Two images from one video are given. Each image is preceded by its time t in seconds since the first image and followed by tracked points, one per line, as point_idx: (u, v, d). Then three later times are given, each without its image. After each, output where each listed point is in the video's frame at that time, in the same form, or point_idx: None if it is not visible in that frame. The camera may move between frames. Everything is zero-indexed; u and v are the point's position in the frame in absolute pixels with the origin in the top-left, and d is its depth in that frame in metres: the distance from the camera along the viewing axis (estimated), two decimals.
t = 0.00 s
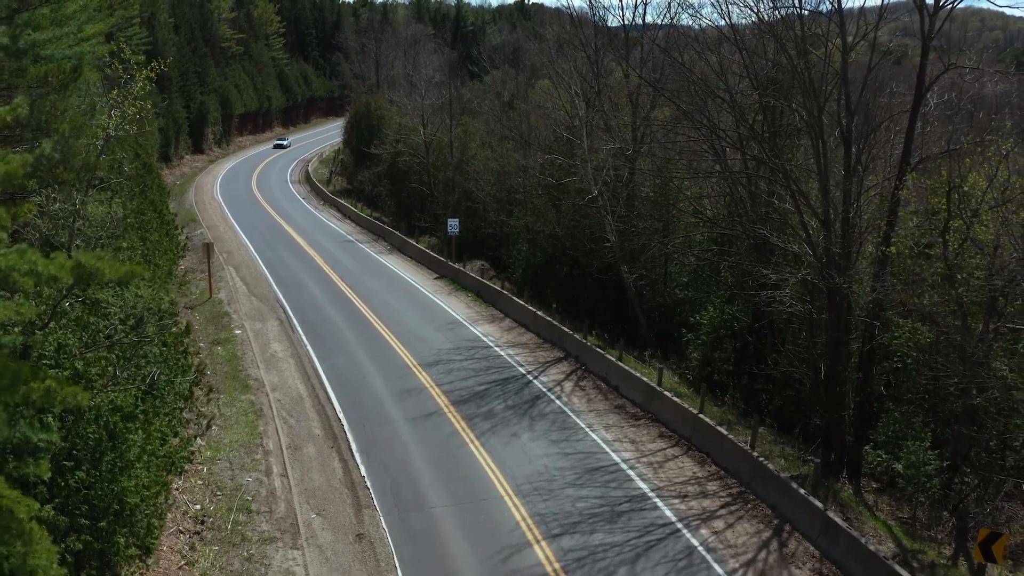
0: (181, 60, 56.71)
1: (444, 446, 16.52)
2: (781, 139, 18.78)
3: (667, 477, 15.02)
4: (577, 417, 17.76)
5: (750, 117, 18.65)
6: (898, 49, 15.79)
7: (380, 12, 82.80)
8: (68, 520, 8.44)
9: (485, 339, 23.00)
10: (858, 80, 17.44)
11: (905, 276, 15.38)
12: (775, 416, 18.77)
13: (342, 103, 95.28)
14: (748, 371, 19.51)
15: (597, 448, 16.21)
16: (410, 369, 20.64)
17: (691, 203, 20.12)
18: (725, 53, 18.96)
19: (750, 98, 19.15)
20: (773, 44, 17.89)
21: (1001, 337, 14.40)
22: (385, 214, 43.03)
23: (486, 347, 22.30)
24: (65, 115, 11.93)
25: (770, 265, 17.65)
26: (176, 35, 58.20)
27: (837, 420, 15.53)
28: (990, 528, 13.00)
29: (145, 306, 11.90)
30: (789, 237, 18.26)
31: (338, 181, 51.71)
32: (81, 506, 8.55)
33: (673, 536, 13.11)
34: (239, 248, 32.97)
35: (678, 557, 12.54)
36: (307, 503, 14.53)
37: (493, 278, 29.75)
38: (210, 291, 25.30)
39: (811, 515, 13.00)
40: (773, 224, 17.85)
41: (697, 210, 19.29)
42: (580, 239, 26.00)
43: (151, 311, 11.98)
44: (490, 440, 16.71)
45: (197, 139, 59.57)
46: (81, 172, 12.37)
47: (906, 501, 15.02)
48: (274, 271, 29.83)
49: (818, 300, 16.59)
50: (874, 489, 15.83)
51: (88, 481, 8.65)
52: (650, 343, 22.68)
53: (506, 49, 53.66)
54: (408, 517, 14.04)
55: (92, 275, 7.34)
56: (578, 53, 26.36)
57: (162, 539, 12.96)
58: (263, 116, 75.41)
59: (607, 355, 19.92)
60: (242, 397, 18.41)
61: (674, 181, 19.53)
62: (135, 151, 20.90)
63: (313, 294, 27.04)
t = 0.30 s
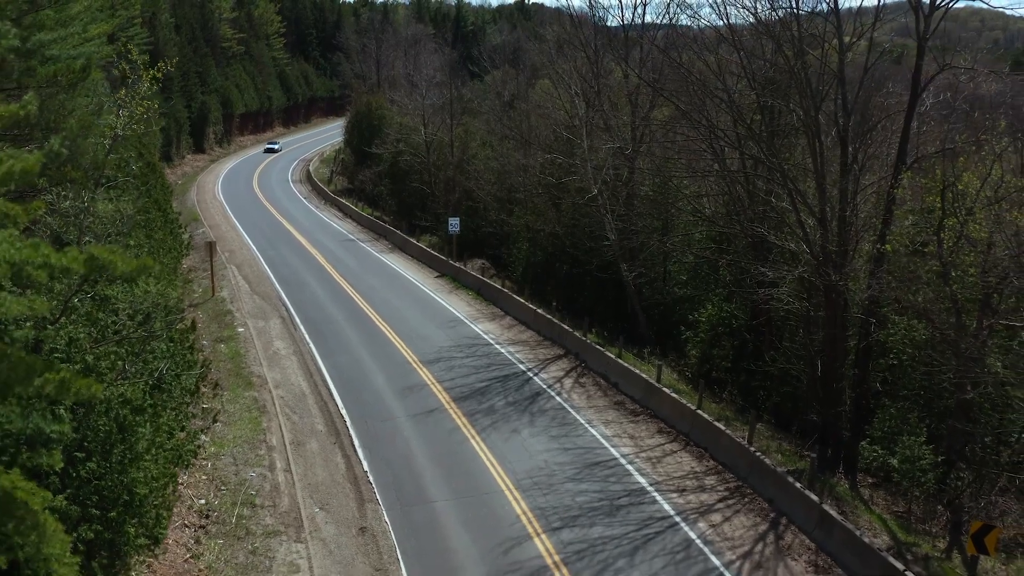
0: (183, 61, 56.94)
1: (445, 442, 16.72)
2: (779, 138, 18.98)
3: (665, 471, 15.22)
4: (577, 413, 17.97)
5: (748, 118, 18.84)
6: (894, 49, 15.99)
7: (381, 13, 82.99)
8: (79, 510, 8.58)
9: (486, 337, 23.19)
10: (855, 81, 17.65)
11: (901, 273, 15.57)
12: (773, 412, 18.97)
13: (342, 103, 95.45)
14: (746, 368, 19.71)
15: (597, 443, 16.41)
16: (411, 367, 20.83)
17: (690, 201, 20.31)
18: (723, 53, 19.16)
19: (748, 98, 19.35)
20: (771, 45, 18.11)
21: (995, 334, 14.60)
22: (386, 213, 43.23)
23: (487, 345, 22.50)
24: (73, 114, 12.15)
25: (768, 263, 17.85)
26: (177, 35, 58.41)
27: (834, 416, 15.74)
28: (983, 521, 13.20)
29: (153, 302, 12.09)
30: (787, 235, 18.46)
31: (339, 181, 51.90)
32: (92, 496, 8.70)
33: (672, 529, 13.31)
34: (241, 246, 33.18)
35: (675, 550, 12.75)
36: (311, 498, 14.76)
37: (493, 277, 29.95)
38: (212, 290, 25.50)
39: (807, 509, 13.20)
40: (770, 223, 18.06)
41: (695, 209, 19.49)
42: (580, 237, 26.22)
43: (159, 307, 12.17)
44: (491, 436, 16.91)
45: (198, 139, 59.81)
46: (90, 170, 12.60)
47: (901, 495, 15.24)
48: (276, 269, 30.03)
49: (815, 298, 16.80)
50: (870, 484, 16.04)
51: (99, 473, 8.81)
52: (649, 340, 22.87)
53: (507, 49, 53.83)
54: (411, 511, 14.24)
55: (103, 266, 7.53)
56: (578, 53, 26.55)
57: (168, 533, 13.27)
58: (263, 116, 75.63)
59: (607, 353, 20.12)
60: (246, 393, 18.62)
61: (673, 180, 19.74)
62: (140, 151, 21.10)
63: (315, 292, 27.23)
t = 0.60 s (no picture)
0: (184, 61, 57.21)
1: (447, 437, 16.99)
2: (776, 138, 19.24)
3: (663, 465, 15.48)
4: (577, 408, 18.23)
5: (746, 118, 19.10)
6: (889, 50, 16.25)
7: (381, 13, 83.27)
8: (93, 498, 8.78)
9: (486, 334, 23.45)
10: (850, 81, 17.91)
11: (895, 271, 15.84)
12: (770, 408, 19.24)
13: (342, 103, 95.64)
14: (743, 364, 19.98)
15: (596, 438, 16.67)
16: (413, 363, 21.10)
17: (688, 200, 20.57)
18: (720, 54, 19.42)
19: (745, 98, 19.61)
20: (768, 46, 18.37)
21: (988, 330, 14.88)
22: (387, 213, 43.49)
23: (488, 342, 22.76)
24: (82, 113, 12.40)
25: (765, 261, 18.12)
26: (178, 36, 58.70)
27: (829, 411, 16.01)
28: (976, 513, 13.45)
29: (162, 297, 12.35)
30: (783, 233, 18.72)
31: (340, 181, 52.19)
32: (105, 485, 8.90)
33: (670, 520, 13.58)
34: (244, 245, 33.45)
35: (673, 541, 13.01)
36: (315, 491, 15.03)
37: (494, 275, 30.20)
38: (216, 288, 25.76)
39: (803, 501, 13.46)
40: (767, 221, 18.32)
41: (693, 207, 19.74)
42: (579, 236, 26.49)
43: (168, 302, 12.42)
44: (492, 431, 17.18)
45: (199, 139, 60.11)
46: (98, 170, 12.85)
47: (896, 488, 15.51)
48: (278, 268, 30.30)
49: (811, 295, 17.06)
50: (865, 477, 16.29)
51: (112, 462, 9.03)
52: (648, 338, 23.13)
53: (507, 49, 54.06)
54: (414, 504, 14.52)
55: (120, 259, 7.79)
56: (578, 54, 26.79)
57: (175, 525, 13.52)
58: (264, 116, 75.92)
59: (606, 349, 20.38)
60: (250, 390, 18.90)
61: (672, 179, 20.01)
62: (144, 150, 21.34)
63: (317, 291, 27.50)
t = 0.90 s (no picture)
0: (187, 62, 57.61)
1: (449, 430, 17.35)
2: (771, 137, 19.59)
3: (660, 456, 15.83)
4: (576, 402, 18.58)
5: (742, 117, 19.43)
6: (882, 50, 16.59)
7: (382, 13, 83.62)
8: (110, 482, 9.13)
9: (487, 330, 23.81)
10: (844, 81, 18.24)
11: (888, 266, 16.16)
12: (765, 402, 19.60)
13: (343, 103, 95.96)
14: (739, 359, 20.35)
15: (595, 430, 17.03)
16: (415, 359, 21.46)
17: (686, 198, 20.92)
18: (717, 55, 19.76)
19: (742, 98, 19.95)
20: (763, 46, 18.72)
21: (977, 324, 15.23)
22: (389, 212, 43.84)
23: (489, 338, 23.12)
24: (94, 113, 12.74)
25: (760, 258, 18.48)
26: (180, 37, 59.11)
27: (823, 404, 16.37)
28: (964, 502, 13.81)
29: (173, 291, 12.68)
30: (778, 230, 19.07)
31: (342, 181, 52.55)
32: (121, 469, 9.27)
33: (666, 509, 13.94)
34: (247, 244, 33.82)
35: (669, 528, 13.38)
36: (320, 481, 15.40)
37: (494, 273, 30.55)
38: (220, 285, 26.13)
39: (795, 490, 13.82)
40: (763, 218, 18.68)
41: (691, 205, 20.10)
42: (579, 234, 26.83)
43: (178, 296, 12.77)
44: (493, 423, 17.54)
45: (201, 139, 60.50)
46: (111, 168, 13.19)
47: (887, 479, 15.86)
48: (281, 266, 30.68)
49: (805, 291, 17.42)
50: (858, 468, 16.64)
51: (127, 447, 9.38)
52: (646, 334, 23.46)
53: (507, 49, 54.36)
54: (416, 494, 14.89)
55: (138, 250, 8.18)
56: (577, 54, 27.11)
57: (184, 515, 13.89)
58: (266, 116, 76.34)
59: (605, 345, 20.73)
60: (255, 384, 19.27)
61: (669, 177, 20.36)
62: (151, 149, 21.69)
63: (320, 288, 27.86)
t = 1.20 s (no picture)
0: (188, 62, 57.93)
1: (451, 423, 17.71)
2: (767, 136, 19.94)
3: (657, 448, 16.19)
4: (575, 395, 18.94)
5: (738, 117, 19.77)
6: (875, 51, 16.96)
7: (383, 14, 83.99)
8: (126, 468, 9.48)
9: (488, 326, 24.17)
10: (838, 81, 18.60)
11: (880, 262, 16.47)
12: (761, 396, 19.96)
13: (344, 103, 96.27)
14: (736, 354, 20.71)
15: (593, 423, 17.39)
16: (417, 354, 21.82)
17: (683, 196, 21.27)
18: (714, 55, 20.09)
19: (738, 97, 20.29)
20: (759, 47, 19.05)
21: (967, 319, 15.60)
22: (390, 211, 44.18)
23: (489, 334, 23.48)
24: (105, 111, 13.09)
25: (756, 254, 18.83)
26: (182, 37, 59.42)
27: (817, 397, 16.73)
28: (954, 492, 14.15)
29: (183, 284, 13.02)
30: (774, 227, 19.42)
31: (343, 180, 52.90)
32: (136, 455, 9.61)
33: (662, 498, 14.30)
34: (250, 242, 34.18)
35: (666, 516, 13.74)
36: (325, 473, 15.76)
37: (494, 271, 30.89)
38: (224, 283, 26.49)
39: (789, 480, 14.18)
40: (759, 215, 19.03)
41: (688, 203, 20.45)
42: (578, 232, 27.18)
43: (188, 289, 13.11)
44: (494, 417, 17.90)
45: (203, 138, 60.80)
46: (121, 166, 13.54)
47: (879, 470, 16.21)
48: (284, 264, 31.04)
49: (800, 286, 17.78)
50: (851, 460, 17.00)
51: (142, 435, 9.72)
52: (644, 330, 23.77)
53: (507, 49, 54.73)
54: (419, 484, 15.26)
55: (155, 241, 8.52)
56: (577, 54, 27.45)
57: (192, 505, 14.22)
58: (267, 116, 76.69)
59: (604, 340, 21.09)
60: (260, 379, 19.61)
61: (667, 175, 20.71)
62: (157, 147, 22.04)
63: (323, 286, 28.23)
